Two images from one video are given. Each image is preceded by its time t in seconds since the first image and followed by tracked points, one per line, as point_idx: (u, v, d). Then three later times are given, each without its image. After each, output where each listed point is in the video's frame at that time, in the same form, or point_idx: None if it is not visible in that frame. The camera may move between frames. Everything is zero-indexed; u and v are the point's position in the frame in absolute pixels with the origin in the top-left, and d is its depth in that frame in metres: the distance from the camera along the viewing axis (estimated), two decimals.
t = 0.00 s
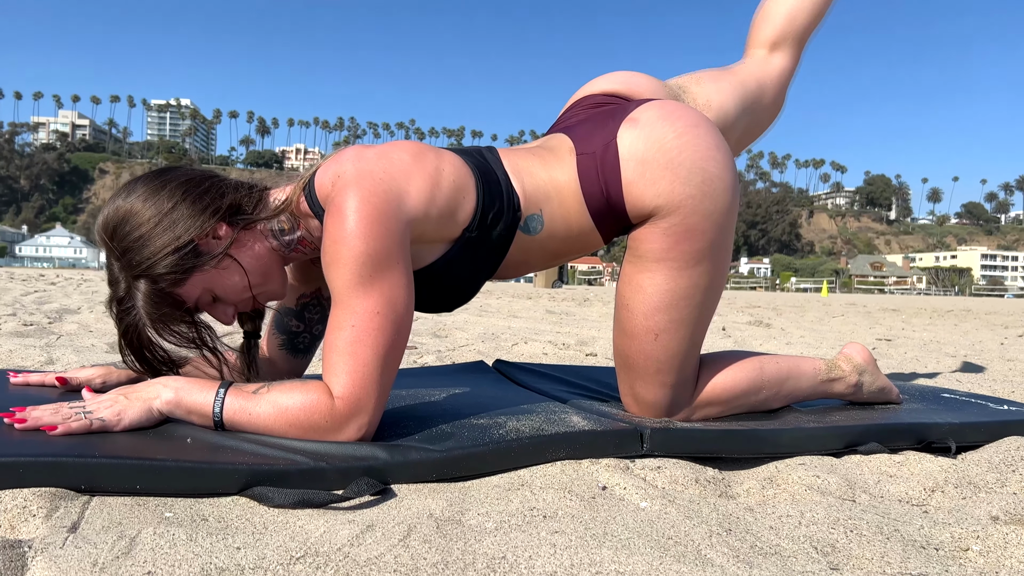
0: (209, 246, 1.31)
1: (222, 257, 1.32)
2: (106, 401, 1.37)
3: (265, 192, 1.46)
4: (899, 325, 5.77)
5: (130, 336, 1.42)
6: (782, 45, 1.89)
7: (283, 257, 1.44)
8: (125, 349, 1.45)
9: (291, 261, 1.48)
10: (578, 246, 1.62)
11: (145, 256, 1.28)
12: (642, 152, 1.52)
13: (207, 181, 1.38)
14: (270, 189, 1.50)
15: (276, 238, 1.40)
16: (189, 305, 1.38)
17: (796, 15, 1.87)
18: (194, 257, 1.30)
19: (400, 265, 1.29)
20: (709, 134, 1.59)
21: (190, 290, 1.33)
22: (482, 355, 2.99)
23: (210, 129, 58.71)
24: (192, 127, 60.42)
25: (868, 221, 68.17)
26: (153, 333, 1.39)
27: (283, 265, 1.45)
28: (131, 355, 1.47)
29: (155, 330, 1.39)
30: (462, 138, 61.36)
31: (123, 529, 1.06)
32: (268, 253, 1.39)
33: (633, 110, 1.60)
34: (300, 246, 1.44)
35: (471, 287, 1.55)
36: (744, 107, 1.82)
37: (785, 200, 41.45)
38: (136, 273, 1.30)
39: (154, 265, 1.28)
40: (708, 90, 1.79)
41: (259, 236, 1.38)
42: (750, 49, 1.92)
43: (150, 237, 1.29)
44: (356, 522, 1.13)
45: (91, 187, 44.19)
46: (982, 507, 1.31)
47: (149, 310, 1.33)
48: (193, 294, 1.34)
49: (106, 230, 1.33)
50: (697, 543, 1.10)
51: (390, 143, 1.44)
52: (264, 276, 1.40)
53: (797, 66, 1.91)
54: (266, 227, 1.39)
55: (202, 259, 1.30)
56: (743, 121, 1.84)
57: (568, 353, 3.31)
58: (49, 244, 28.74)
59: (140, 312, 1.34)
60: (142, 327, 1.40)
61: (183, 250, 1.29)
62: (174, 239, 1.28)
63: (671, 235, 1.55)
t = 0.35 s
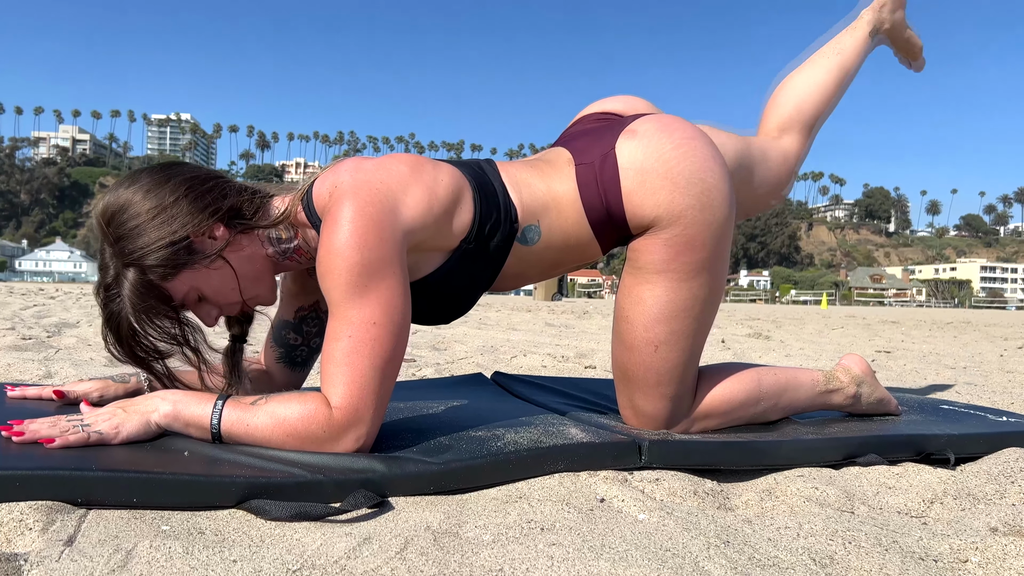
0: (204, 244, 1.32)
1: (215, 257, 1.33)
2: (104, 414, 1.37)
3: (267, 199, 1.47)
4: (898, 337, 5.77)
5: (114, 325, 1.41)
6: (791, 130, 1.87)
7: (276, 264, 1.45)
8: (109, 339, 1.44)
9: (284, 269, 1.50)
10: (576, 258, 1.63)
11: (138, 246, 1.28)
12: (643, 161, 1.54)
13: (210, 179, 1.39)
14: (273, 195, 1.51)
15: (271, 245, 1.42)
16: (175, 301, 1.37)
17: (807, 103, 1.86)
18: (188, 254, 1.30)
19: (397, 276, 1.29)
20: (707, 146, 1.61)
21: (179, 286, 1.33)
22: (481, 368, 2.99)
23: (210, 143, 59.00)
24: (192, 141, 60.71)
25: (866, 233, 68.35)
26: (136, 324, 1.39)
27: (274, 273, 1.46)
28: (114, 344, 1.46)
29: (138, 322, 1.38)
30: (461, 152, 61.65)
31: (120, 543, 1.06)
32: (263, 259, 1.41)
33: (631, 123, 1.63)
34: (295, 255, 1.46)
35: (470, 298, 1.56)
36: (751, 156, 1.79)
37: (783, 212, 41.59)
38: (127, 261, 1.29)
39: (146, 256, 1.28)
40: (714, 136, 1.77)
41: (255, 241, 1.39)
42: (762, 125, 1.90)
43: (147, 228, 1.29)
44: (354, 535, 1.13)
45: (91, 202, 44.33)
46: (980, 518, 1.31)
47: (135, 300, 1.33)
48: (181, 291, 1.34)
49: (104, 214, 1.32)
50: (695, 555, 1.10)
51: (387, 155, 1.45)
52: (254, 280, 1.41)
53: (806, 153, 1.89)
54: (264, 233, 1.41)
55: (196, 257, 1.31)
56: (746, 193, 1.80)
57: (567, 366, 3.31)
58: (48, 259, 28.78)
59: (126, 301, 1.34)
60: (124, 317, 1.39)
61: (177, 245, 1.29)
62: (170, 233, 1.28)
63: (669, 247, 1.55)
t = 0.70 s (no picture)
0: (199, 234, 1.32)
1: (209, 249, 1.33)
2: (99, 423, 1.36)
3: (267, 200, 1.48)
4: (896, 346, 5.78)
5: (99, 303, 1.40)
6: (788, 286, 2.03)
7: (267, 266, 1.45)
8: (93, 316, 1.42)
9: (276, 272, 1.50)
10: (570, 264, 1.64)
11: (133, 227, 1.28)
12: (639, 164, 1.56)
13: (214, 173, 1.40)
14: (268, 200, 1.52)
15: (265, 246, 1.42)
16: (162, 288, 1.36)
17: (796, 263, 2.04)
18: (182, 242, 1.30)
19: (391, 283, 1.30)
20: (702, 155, 1.63)
21: (169, 274, 1.32)
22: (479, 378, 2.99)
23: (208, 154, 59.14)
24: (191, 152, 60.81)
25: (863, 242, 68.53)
26: (121, 303, 1.37)
27: (265, 275, 1.46)
28: (97, 323, 1.44)
29: (123, 301, 1.36)
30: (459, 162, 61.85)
31: (114, 552, 1.06)
32: (255, 259, 1.41)
33: (628, 129, 1.65)
34: (288, 257, 1.46)
35: (462, 304, 1.56)
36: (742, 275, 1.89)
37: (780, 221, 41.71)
38: (121, 240, 1.29)
39: (139, 237, 1.28)
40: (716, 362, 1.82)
41: (250, 240, 1.40)
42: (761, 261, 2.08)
43: (144, 210, 1.29)
44: (349, 543, 1.13)
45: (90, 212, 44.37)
46: (977, 526, 1.31)
47: (122, 280, 1.32)
48: (171, 278, 1.33)
49: (103, 192, 1.33)
50: (692, 563, 1.10)
51: (380, 163, 1.46)
52: (245, 280, 1.41)
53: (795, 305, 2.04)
54: (260, 233, 1.42)
55: (190, 246, 1.31)
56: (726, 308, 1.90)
57: (566, 375, 3.31)
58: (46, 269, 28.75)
59: (113, 281, 1.33)
60: (110, 295, 1.37)
61: (173, 231, 1.29)
62: (167, 218, 1.29)
63: (663, 255, 1.56)
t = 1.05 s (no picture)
0: (209, 261, 1.32)
1: (220, 274, 1.33)
2: (95, 428, 1.36)
3: (268, 215, 1.48)
4: (893, 350, 5.78)
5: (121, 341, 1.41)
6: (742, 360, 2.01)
7: (279, 280, 1.45)
8: (117, 356, 1.43)
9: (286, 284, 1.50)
10: (573, 266, 1.64)
11: (141, 263, 1.28)
12: (645, 167, 1.56)
13: (213, 198, 1.40)
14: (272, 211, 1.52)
15: (273, 260, 1.42)
16: (180, 319, 1.36)
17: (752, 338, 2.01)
18: (192, 271, 1.30)
19: (391, 289, 1.30)
20: (708, 159, 1.63)
21: (185, 303, 1.33)
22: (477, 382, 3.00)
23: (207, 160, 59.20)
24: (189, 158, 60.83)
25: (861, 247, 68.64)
26: (143, 338, 1.37)
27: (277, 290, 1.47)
28: (122, 361, 1.45)
29: (145, 336, 1.36)
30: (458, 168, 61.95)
31: (110, 557, 1.06)
32: (266, 274, 1.41)
33: (635, 132, 1.65)
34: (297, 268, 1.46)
35: (466, 311, 1.56)
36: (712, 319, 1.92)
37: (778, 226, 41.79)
38: (131, 278, 1.29)
39: (149, 273, 1.28)
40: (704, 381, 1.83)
41: (259, 258, 1.40)
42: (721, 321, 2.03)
43: (149, 245, 1.29)
44: (346, 548, 1.13)
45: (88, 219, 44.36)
46: (975, 529, 1.31)
47: (140, 317, 1.32)
48: (186, 307, 1.34)
49: (107, 235, 1.33)
50: (689, 567, 1.10)
51: (384, 170, 1.46)
52: (258, 296, 1.42)
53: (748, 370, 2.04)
54: (267, 250, 1.41)
55: (201, 273, 1.31)
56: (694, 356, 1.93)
57: (563, 379, 3.32)
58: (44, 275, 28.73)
59: (132, 319, 1.33)
60: (131, 332, 1.37)
61: (182, 261, 1.29)
62: (174, 250, 1.29)
63: (663, 259, 1.57)
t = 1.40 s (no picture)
0: (198, 249, 1.32)
1: (209, 263, 1.33)
2: (94, 431, 1.36)
3: (262, 211, 1.49)
4: (893, 351, 5.79)
5: (101, 321, 1.40)
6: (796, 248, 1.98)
7: (268, 277, 1.46)
8: (95, 333, 1.42)
9: (276, 283, 1.51)
10: (566, 266, 1.64)
11: (131, 243, 1.28)
12: (634, 171, 1.56)
13: (210, 187, 1.41)
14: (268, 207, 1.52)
15: (264, 256, 1.43)
16: (162, 304, 1.36)
17: (810, 230, 1.98)
18: (181, 257, 1.30)
19: (387, 289, 1.30)
20: (696, 161, 1.64)
21: (169, 290, 1.32)
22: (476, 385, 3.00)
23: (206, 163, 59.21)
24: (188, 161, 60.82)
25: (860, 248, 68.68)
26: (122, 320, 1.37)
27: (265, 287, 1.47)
28: (100, 341, 1.44)
29: (125, 318, 1.36)
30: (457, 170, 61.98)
31: (109, 560, 1.06)
32: (255, 270, 1.42)
33: (625, 135, 1.66)
34: (289, 266, 1.47)
35: (458, 310, 1.56)
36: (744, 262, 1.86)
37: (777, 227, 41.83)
38: (119, 257, 1.29)
39: (137, 253, 1.28)
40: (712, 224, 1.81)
41: (249, 252, 1.40)
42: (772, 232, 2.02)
43: (140, 227, 1.29)
44: (345, 550, 1.13)
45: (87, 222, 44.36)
46: (974, 529, 1.31)
47: (122, 297, 1.32)
48: (170, 294, 1.33)
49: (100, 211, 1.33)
50: (689, 568, 1.10)
51: (376, 171, 1.46)
52: (246, 292, 1.42)
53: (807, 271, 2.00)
54: (257, 245, 1.42)
55: (189, 261, 1.31)
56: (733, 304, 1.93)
57: (563, 381, 3.32)
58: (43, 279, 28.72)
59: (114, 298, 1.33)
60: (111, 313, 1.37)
61: (172, 246, 1.29)
62: (165, 234, 1.29)
63: (659, 259, 1.57)
